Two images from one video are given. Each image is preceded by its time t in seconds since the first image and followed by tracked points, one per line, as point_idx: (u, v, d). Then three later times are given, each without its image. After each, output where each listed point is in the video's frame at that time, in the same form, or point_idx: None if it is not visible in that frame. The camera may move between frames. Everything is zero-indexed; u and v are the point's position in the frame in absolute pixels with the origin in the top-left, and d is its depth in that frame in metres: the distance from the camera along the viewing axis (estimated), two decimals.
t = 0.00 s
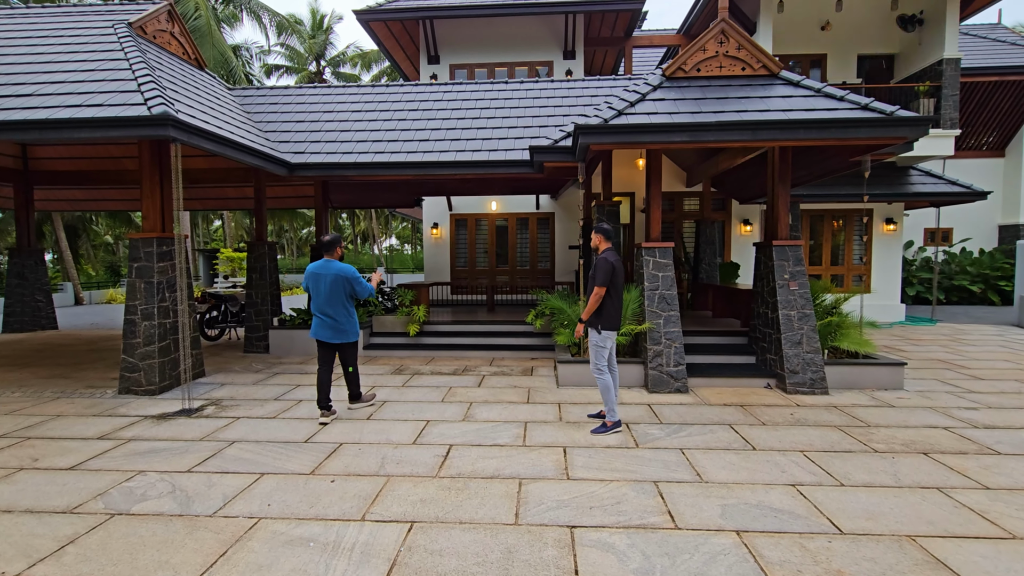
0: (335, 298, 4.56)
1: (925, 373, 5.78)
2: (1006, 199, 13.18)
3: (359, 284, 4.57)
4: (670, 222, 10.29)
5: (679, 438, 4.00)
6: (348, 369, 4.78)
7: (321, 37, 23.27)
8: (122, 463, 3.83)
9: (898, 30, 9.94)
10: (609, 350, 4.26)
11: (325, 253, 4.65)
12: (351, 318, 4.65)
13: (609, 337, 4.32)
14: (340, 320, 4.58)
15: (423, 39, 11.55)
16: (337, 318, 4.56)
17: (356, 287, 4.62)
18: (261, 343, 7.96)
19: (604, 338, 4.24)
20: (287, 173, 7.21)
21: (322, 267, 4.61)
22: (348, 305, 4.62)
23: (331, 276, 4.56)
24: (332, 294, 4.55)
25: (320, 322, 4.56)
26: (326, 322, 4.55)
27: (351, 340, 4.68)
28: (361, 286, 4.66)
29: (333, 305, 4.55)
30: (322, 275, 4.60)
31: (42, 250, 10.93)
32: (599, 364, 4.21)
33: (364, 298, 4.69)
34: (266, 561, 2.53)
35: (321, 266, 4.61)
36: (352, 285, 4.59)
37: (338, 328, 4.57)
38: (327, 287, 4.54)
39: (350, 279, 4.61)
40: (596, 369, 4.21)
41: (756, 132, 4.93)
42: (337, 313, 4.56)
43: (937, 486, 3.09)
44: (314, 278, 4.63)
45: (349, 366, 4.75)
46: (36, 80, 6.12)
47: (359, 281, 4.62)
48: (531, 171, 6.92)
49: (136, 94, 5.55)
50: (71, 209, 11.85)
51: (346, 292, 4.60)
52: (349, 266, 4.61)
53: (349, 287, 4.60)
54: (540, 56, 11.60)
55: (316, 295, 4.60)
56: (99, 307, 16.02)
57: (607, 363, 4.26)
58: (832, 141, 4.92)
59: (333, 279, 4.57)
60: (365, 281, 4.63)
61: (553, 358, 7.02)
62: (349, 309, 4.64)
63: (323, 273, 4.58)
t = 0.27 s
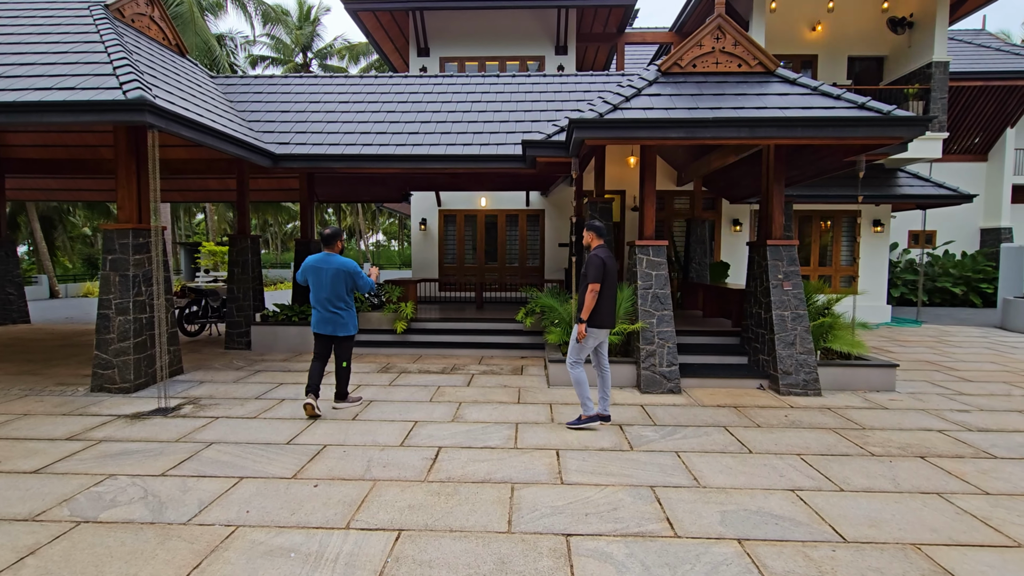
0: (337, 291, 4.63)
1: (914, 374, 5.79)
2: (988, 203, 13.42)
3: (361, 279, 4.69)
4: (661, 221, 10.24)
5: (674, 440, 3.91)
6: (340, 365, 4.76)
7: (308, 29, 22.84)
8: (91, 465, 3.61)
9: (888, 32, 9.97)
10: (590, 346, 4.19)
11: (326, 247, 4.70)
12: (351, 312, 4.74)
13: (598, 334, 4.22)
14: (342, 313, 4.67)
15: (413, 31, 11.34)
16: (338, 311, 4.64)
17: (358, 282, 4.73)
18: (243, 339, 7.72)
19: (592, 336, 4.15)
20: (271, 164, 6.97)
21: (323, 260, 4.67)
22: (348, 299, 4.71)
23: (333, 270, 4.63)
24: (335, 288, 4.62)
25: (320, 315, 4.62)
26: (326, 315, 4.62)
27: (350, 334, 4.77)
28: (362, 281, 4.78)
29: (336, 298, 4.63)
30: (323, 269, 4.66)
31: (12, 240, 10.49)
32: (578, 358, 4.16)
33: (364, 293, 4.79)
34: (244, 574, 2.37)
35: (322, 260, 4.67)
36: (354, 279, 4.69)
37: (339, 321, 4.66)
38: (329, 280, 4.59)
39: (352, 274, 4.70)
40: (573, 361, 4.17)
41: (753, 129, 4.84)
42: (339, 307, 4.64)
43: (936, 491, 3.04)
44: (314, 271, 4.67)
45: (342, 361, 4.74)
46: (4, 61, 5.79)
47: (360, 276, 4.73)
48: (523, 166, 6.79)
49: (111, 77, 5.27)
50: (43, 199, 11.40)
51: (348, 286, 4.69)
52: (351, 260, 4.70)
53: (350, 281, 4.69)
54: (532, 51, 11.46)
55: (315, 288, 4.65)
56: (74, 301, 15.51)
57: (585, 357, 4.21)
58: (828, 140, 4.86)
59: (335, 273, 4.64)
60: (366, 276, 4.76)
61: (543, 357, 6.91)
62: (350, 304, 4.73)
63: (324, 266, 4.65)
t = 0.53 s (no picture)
0: (335, 286, 4.52)
1: (909, 377, 5.76)
2: (975, 207, 13.57)
3: (360, 274, 4.65)
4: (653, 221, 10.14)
5: (672, 446, 3.79)
6: (332, 363, 4.57)
7: (296, 21, 22.41)
8: (58, 472, 3.38)
9: (881, 33, 9.97)
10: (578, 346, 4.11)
11: (325, 241, 4.63)
12: (348, 309, 4.55)
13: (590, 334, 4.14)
14: (338, 309, 4.50)
15: (404, 23, 11.11)
16: (335, 307, 4.49)
17: (356, 277, 4.67)
18: (226, 337, 7.48)
19: (580, 336, 4.08)
20: (256, 157, 6.73)
21: (321, 255, 4.58)
22: (346, 295, 4.58)
23: (332, 265, 4.53)
24: (334, 283, 4.52)
25: (317, 311, 4.48)
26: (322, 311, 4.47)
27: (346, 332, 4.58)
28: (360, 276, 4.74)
29: (334, 293, 4.51)
30: (322, 264, 4.56)
31: None
32: (566, 358, 4.12)
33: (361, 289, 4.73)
34: None
35: (321, 254, 4.58)
36: (353, 274, 4.62)
37: (335, 318, 4.49)
38: (329, 275, 4.51)
39: (350, 269, 4.61)
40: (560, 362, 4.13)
41: (754, 127, 4.74)
42: (337, 302, 4.50)
43: (943, 500, 2.96)
44: (312, 265, 4.57)
45: (335, 359, 4.55)
46: None
47: (358, 272, 4.68)
48: (517, 162, 6.63)
49: (86, 61, 5.00)
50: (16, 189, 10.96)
51: (346, 281, 4.60)
52: (349, 255, 4.61)
53: (349, 277, 4.60)
54: (525, 46, 11.29)
55: (313, 283, 4.55)
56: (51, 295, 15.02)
57: (575, 358, 4.14)
58: (829, 139, 4.77)
59: (334, 268, 4.53)
60: (364, 272, 4.73)
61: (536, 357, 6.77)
62: (349, 300, 4.62)
63: (323, 261, 4.55)
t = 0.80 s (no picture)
0: (331, 287, 4.43)
1: (909, 382, 5.70)
2: (966, 210, 13.65)
3: (356, 274, 4.52)
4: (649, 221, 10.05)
5: (675, 455, 3.67)
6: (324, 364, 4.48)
7: (287, 15, 22.06)
8: (27, 483, 3.18)
9: (878, 35, 9.93)
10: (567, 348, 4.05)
11: (321, 241, 4.52)
12: (345, 309, 4.50)
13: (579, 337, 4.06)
14: (335, 310, 4.43)
15: (397, 18, 10.91)
16: (332, 308, 4.42)
17: (353, 277, 4.55)
18: (212, 337, 7.26)
19: (566, 339, 4.00)
20: (244, 151, 6.53)
21: (317, 255, 4.46)
22: (343, 296, 4.49)
23: (328, 265, 4.43)
24: (330, 284, 4.42)
25: (314, 312, 4.41)
26: (317, 312, 4.41)
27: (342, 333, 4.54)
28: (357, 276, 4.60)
29: (330, 294, 4.43)
30: (318, 264, 4.45)
31: None
32: (556, 364, 4.06)
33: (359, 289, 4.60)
34: None
35: (317, 254, 4.46)
36: (349, 275, 4.50)
37: (332, 319, 4.43)
38: (324, 276, 4.40)
39: (347, 269, 4.50)
40: (552, 367, 4.10)
41: (758, 126, 4.62)
42: (334, 303, 4.42)
43: (956, 513, 2.86)
44: (308, 266, 4.47)
45: (327, 359, 4.46)
46: None
47: (355, 271, 4.55)
48: (513, 160, 6.48)
49: (63, 48, 4.76)
50: None
51: (343, 282, 4.49)
52: (346, 255, 4.49)
53: (345, 277, 4.49)
54: (521, 43, 11.14)
55: (309, 284, 4.47)
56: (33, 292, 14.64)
57: (565, 363, 4.07)
58: (833, 140, 4.67)
59: (329, 269, 4.43)
60: (361, 272, 4.59)
61: (531, 359, 6.63)
62: (346, 300, 4.52)
63: (319, 261, 4.44)
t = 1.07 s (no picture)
0: (330, 287, 4.31)
1: (911, 387, 5.62)
2: (961, 212, 13.67)
3: (356, 273, 4.38)
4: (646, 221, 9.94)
5: (680, 463, 3.55)
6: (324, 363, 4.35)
7: (281, 11, 21.73)
8: None
9: (877, 36, 9.88)
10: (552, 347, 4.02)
11: (320, 240, 4.42)
12: (345, 309, 4.39)
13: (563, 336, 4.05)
14: (333, 310, 4.32)
15: (393, 13, 10.73)
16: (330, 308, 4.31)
17: (353, 276, 4.41)
18: (201, 338, 7.07)
19: (549, 339, 3.99)
20: (235, 147, 6.34)
21: (316, 255, 4.34)
22: (342, 296, 4.37)
23: (327, 265, 4.32)
24: (329, 283, 4.30)
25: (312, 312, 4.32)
26: (316, 313, 4.31)
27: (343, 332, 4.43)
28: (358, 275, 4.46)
29: (329, 294, 4.31)
30: (316, 264, 4.34)
31: None
32: (544, 364, 4.03)
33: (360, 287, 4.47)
34: None
35: (316, 254, 4.35)
36: (348, 274, 4.37)
37: (330, 319, 4.32)
38: (322, 275, 4.29)
39: (346, 268, 4.37)
40: (541, 368, 4.06)
41: (763, 125, 4.51)
42: (332, 304, 4.31)
43: (972, 526, 2.77)
44: (307, 266, 4.37)
45: (326, 359, 4.34)
46: None
47: (355, 270, 4.42)
48: (511, 158, 6.35)
49: (44, 36, 4.56)
50: None
51: (342, 281, 4.36)
52: (345, 254, 4.36)
53: (344, 276, 4.37)
54: (518, 41, 11.01)
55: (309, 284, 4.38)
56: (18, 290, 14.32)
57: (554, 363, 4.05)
58: (840, 139, 4.57)
59: (328, 268, 4.32)
60: (362, 270, 4.44)
61: (528, 362, 6.50)
62: (345, 300, 4.40)
63: (317, 261, 4.32)
